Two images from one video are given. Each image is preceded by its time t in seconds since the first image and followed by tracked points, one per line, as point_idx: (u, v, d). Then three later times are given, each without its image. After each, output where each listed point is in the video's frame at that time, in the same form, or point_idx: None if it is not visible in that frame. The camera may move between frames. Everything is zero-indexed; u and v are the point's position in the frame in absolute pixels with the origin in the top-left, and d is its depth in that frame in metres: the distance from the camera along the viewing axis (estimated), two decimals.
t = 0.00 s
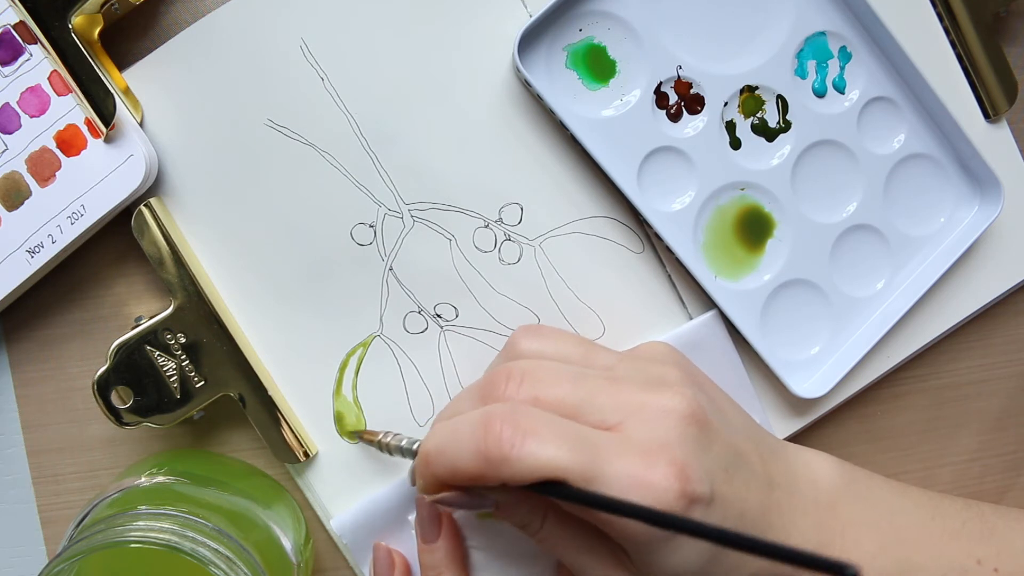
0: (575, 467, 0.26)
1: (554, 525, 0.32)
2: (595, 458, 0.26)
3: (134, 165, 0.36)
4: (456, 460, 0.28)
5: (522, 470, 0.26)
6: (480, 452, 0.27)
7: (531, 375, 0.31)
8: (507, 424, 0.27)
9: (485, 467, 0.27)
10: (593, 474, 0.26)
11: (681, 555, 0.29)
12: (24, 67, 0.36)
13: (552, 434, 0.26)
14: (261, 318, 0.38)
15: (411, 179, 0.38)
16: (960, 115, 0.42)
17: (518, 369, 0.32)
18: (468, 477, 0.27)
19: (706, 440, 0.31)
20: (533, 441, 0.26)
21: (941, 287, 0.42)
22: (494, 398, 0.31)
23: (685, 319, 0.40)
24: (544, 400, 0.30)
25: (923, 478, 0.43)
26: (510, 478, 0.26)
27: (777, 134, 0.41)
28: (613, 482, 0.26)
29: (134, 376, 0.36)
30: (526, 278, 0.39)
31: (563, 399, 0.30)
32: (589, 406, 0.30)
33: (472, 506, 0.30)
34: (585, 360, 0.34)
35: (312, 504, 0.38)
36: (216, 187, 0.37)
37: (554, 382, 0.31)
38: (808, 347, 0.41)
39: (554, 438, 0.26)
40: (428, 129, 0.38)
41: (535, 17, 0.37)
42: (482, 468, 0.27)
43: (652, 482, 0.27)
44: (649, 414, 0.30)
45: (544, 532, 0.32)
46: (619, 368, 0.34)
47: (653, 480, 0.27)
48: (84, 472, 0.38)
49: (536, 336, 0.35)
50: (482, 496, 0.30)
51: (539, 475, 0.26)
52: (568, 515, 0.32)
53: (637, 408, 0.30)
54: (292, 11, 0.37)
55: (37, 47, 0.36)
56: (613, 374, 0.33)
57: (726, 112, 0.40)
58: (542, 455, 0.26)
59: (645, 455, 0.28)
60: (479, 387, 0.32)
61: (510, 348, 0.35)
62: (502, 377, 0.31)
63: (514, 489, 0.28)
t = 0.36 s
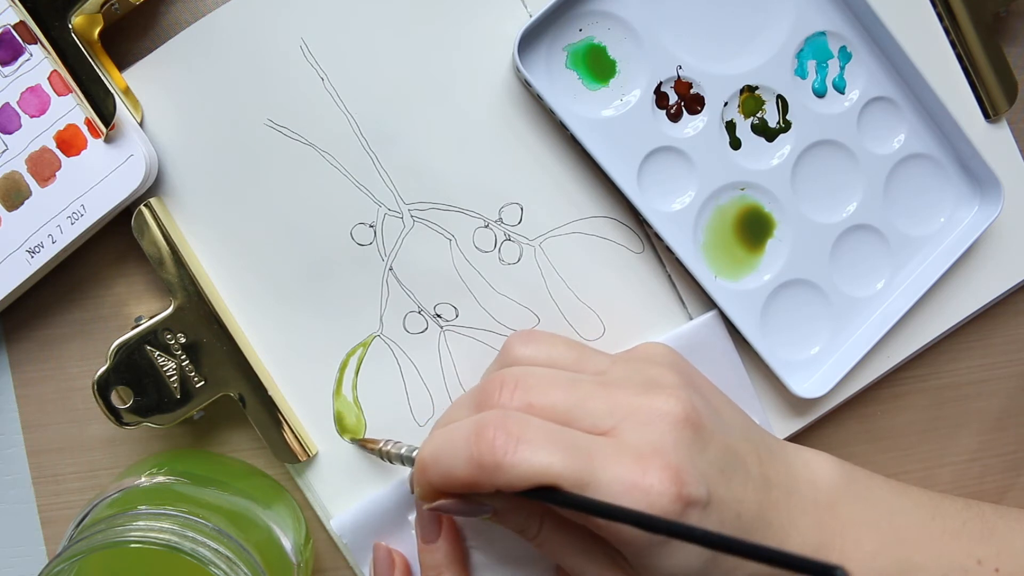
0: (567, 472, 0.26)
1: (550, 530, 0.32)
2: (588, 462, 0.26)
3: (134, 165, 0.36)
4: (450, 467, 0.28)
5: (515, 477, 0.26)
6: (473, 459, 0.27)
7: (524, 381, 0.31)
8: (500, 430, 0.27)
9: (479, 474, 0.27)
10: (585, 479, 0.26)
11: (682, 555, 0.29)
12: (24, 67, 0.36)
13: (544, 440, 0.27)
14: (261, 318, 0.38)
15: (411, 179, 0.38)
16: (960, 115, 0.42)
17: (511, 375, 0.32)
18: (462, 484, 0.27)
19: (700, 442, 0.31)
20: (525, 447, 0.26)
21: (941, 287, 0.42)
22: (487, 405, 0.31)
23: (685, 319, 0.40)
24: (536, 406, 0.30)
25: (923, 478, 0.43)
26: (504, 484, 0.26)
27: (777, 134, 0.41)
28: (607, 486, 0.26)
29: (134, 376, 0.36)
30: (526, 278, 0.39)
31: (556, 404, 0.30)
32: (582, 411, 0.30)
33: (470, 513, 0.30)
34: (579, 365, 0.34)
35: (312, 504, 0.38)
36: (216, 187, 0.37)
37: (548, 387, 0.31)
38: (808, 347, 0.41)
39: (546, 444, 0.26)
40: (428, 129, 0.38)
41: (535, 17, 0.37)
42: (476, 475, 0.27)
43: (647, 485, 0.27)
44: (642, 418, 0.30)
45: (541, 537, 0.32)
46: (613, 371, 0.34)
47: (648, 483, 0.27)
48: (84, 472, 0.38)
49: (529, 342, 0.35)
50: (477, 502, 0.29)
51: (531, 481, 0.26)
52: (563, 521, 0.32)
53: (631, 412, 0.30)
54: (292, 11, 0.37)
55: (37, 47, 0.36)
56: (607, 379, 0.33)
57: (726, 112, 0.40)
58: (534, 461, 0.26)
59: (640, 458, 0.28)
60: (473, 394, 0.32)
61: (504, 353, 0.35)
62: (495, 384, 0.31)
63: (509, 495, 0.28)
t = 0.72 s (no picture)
0: (570, 467, 0.26)
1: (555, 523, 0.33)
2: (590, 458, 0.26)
3: (134, 165, 0.36)
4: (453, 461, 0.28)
5: (517, 471, 0.26)
6: (475, 453, 0.27)
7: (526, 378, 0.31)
8: (503, 425, 0.27)
9: (482, 468, 0.27)
10: (588, 474, 0.26)
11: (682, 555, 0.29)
12: (24, 67, 0.36)
13: (546, 434, 0.26)
14: (261, 318, 0.38)
15: (411, 179, 0.38)
16: (960, 115, 0.42)
17: (514, 372, 0.32)
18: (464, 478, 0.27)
19: (702, 440, 0.31)
20: (528, 441, 0.26)
21: (941, 287, 0.42)
22: (490, 401, 0.31)
23: (685, 319, 0.40)
24: (539, 402, 0.30)
25: (923, 478, 0.43)
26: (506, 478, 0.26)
27: (777, 134, 0.41)
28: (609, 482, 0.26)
29: (134, 376, 0.36)
30: (526, 278, 0.39)
31: (558, 401, 0.30)
32: (584, 408, 0.30)
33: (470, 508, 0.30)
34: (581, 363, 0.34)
35: (312, 504, 0.38)
36: (216, 187, 0.37)
37: (550, 384, 0.31)
38: (808, 347, 0.41)
39: (549, 439, 0.26)
40: (428, 129, 0.38)
41: (535, 17, 0.37)
42: (479, 469, 0.27)
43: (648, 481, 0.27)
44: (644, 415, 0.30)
45: (543, 534, 0.32)
46: (616, 370, 0.34)
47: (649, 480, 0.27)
48: (84, 472, 0.38)
49: (531, 339, 0.35)
50: (479, 498, 0.29)
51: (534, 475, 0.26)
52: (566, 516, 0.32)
53: (633, 410, 0.30)
54: (292, 11, 0.37)
55: (37, 47, 0.36)
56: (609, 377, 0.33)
57: (726, 112, 0.40)
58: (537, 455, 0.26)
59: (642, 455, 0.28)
60: (475, 391, 0.32)
61: (506, 350, 0.35)
62: (498, 380, 0.31)
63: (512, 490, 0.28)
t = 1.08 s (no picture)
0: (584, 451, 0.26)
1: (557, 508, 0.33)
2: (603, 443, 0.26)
3: (134, 165, 0.36)
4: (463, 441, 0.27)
5: (529, 453, 0.26)
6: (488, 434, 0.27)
7: (537, 363, 0.31)
8: (516, 408, 0.27)
9: (492, 449, 0.26)
10: (600, 460, 0.26)
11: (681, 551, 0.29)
12: (24, 67, 0.36)
13: (560, 418, 0.26)
14: (261, 318, 0.38)
15: (412, 179, 0.38)
16: (960, 115, 0.42)
17: (525, 356, 0.32)
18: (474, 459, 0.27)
19: (710, 431, 0.31)
20: (542, 424, 0.26)
21: (941, 287, 0.42)
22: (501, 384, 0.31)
23: (686, 319, 0.40)
24: (550, 386, 0.30)
25: (923, 478, 0.43)
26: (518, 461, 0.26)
27: (777, 134, 0.41)
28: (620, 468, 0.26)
29: (134, 376, 0.36)
30: (526, 278, 0.39)
31: (569, 387, 0.30)
32: (595, 395, 0.30)
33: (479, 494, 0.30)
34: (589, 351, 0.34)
35: (312, 504, 0.38)
36: (216, 187, 0.37)
37: (561, 371, 0.31)
38: (808, 347, 0.41)
39: (563, 423, 0.26)
40: (428, 129, 0.38)
41: (535, 17, 0.37)
42: (490, 450, 0.26)
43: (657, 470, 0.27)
44: (655, 405, 0.30)
45: (549, 522, 0.32)
46: (624, 360, 0.34)
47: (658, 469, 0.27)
48: (84, 472, 0.38)
49: (542, 327, 0.35)
50: (487, 483, 0.30)
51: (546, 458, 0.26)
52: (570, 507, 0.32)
53: (643, 398, 0.30)
54: (292, 11, 0.37)
55: (37, 47, 0.36)
56: (619, 366, 0.33)
57: (726, 112, 0.40)
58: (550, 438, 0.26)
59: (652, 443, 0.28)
60: (485, 375, 0.32)
61: (516, 338, 0.35)
62: (510, 365, 0.31)
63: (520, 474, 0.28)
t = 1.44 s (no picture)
0: (574, 459, 0.26)
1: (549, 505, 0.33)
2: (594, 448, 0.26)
3: (134, 165, 0.36)
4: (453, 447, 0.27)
5: (518, 461, 0.26)
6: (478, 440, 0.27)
7: (531, 363, 0.31)
8: (505, 416, 0.27)
9: (482, 455, 0.27)
10: (590, 467, 0.26)
11: (681, 551, 0.30)
12: (24, 67, 0.36)
13: (549, 425, 0.26)
14: (261, 318, 0.38)
15: (412, 179, 0.38)
16: (960, 115, 0.42)
17: (520, 356, 0.31)
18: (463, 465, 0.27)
19: (704, 431, 0.31)
20: (532, 432, 0.26)
21: (941, 287, 0.42)
22: (495, 384, 0.31)
23: (686, 319, 0.40)
24: (544, 387, 0.30)
25: (923, 478, 0.43)
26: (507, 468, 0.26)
27: (778, 134, 0.41)
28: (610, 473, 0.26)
29: (134, 376, 0.36)
30: (526, 278, 0.39)
31: (563, 387, 0.30)
32: (589, 396, 0.30)
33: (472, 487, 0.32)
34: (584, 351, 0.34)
35: (312, 504, 0.38)
36: (216, 187, 0.37)
37: (555, 370, 0.31)
38: (808, 347, 0.41)
39: (552, 431, 0.26)
40: (428, 129, 0.38)
41: (535, 17, 0.37)
42: (480, 457, 0.27)
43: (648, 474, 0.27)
44: (650, 406, 0.30)
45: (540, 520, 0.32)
46: (621, 360, 0.33)
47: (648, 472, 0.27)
48: (84, 472, 0.38)
49: (538, 327, 0.34)
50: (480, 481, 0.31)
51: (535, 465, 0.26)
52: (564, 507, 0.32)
53: (637, 399, 0.30)
54: (292, 11, 0.37)
55: (37, 47, 0.36)
56: (614, 366, 0.33)
57: (726, 112, 0.40)
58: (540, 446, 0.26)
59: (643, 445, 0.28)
60: (479, 373, 0.32)
61: (512, 337, 0.35)
62: (504, 364, 0.31)
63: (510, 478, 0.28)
